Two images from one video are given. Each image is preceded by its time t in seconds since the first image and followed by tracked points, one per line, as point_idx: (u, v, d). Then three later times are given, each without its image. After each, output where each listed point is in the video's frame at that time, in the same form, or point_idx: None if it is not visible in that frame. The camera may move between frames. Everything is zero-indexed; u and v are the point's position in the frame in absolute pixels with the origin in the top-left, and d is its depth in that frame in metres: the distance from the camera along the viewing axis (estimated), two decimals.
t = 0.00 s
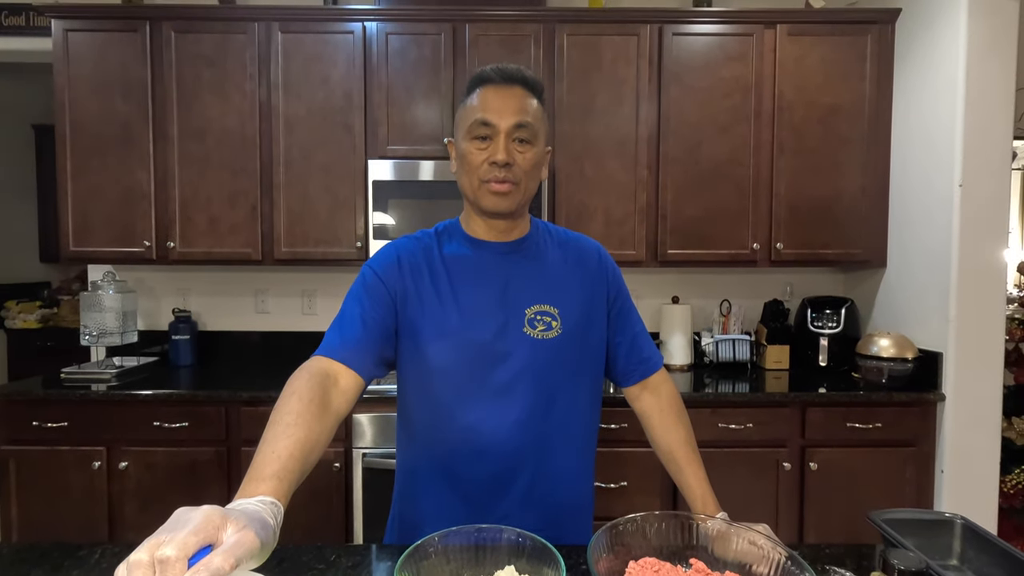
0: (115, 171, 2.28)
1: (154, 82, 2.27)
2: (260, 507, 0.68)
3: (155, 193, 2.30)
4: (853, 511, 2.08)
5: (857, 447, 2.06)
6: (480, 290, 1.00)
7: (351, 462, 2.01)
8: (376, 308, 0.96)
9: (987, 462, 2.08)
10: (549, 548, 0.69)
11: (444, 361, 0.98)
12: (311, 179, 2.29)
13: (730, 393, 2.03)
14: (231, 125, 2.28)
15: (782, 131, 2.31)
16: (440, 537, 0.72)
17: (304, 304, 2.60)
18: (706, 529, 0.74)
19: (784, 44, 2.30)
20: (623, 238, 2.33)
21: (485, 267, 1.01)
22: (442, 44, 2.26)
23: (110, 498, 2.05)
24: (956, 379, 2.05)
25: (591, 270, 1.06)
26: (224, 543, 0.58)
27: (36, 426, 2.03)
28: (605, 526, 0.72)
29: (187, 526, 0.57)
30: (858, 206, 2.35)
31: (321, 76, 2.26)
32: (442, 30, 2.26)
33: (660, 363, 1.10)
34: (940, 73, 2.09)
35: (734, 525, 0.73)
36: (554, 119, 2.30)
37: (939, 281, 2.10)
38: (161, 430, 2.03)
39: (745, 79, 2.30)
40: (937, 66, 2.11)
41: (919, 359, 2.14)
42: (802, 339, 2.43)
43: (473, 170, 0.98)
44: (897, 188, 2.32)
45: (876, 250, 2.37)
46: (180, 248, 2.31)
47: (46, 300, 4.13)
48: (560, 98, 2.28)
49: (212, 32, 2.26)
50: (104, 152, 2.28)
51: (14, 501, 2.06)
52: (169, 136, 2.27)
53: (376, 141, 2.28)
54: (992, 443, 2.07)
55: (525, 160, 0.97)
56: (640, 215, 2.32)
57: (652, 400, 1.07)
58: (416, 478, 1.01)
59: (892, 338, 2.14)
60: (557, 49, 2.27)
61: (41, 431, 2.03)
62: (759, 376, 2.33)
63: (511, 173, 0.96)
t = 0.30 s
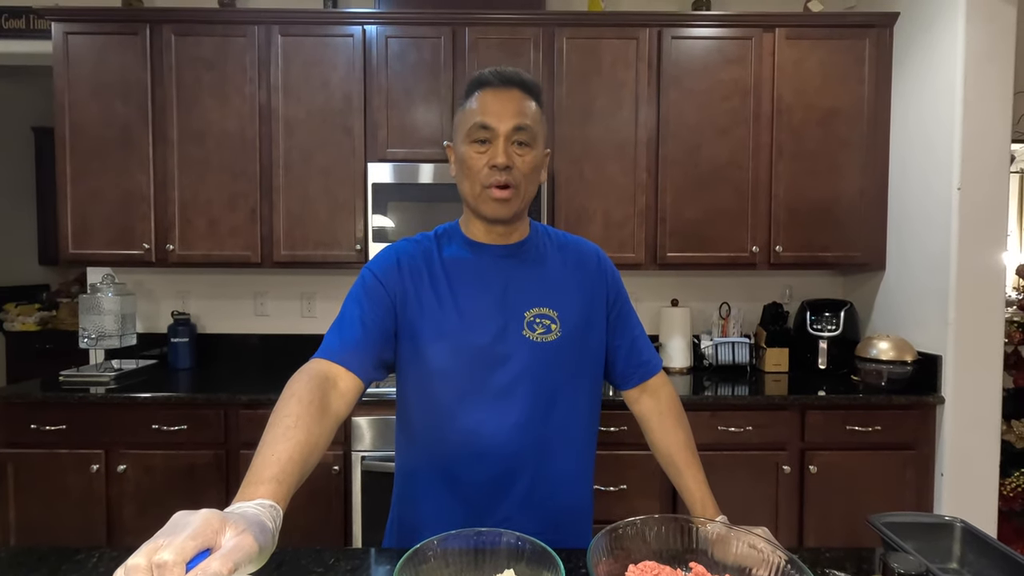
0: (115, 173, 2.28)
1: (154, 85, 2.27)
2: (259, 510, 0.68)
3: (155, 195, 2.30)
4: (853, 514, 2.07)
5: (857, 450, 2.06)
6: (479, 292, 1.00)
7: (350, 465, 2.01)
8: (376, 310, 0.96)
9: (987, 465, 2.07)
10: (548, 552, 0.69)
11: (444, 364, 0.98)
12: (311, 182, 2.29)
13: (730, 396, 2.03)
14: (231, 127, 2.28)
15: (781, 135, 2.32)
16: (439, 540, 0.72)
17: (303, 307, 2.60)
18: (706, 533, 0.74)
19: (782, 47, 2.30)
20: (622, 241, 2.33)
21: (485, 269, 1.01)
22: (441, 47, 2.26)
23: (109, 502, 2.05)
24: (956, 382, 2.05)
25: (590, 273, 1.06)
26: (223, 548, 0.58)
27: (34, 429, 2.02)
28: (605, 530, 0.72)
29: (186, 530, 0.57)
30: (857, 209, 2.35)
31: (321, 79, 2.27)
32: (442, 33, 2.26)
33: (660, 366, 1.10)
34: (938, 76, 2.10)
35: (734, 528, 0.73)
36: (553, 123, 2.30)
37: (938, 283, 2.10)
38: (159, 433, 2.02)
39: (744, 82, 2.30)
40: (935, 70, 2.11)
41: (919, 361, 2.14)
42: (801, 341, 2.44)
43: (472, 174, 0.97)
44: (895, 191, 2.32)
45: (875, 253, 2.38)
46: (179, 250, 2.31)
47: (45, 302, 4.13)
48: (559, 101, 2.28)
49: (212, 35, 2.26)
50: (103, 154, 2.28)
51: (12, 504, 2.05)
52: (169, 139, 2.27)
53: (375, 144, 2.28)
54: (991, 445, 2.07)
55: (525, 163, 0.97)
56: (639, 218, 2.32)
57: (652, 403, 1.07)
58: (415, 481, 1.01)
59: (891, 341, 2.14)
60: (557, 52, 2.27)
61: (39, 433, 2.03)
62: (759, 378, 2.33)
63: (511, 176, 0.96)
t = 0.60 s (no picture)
0: (114, 175, 2.28)
1: (154, 87, 2.27)
2: (257, 512, 0.68)
3: (154, 197, 2.30)
4: (853, 516, 2.07)
5: (857, 452, 2.06)
6: (478, 294, 1.00)
7: (349, 467, 2.00)
8: (375, 312, 0.95)
9: (987, 467, 2.07)
10: (547, 554, 0.69)
11: (443, 365, 0.97)
12: (310, 183, 2.29)
13: (730, 398, 2.02)
14: (230, 129, 2.28)
15: (781, 136, 2.32)
16: (438, 543, 0.72)
17: (302, 308, 2.59)
18: (705, 535, 0.74)
19: (781, 49, 2.30)
20: (622, 243, 2.33)
21: (484, 271, 1.01)
22: (441, 49, 2.26)
23: (107, 504, 2.04)
24: (956, 384, 2.05)
25: (589, 273, 1.06)
26: (220, 549, 0.57)
27: (32, 431, 2.02)
28: (604, 532, 0.72)
29: (183, 532, 0.57)
30: (857, 211, 2.35)
31: (320, 80, 2.27)
32: (441, 35, 2.26)
33: (659, 367, 1.09)
34: (937, 78, 2.10)
35: (733, 530, 0.73)
36: (553, 124, 2.30)
37: (937, 285, 2.10)
38: (158, 435, 2.02)
39: (743, 84, 2.30)
40: (934, 71, 2.12)
41: (918, 363, 2.14)
42: (801, 343, 2.44)
43: (469, 177, 0.97)
44: (894, 192, 2.32)
45: (875, 254, 2.38)
46: (178, 252, 2.30)
47: (44, 304, 4.14)
48: (559, 103, 2.28)
49: (211, 36, 2.26)
50: (102, 156, 2.28)
51: (9, 507, 2.05)
52: (168, 141, 2.27)
53: (375, 146, 2.28)
54: (991, 447, 2.07)
55: (520, 164, 0.97)
56: (638, 219, 2.32)
57: (651, 405, 1.06)
58: (415, 483, 1.01)
59: (891, 343, 2.14)
60: (556, 54, 2.27)
61: (37, 435, 2.02)
62: (759, 380, 2.33)
63: (507, 178, 0.96)
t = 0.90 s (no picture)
0: (113, 176, 2.28)
1: (154, 88, 2.27)
2: (257, 513, 0.67)
3: (153, 198, 2.30)
4: (853, 518, 2.07)
5: (856, 453, 2.06)
6: (478, 295, 1.00)
7: (349, 469, 2.00)
8: (374, 313, 0.95)
9: (987, 469, 2.07)
10: (548, 556, 0.68)
11: (442, 367, 0.97)
12: (310, 184, 2.29)
13: (729, 399, 2.02)
14: (230, 130, 2.28)
15: (780, 138, 2.32)
16: (438, 544, 0.72)
17: (302, 310, 2.59)
18: (706, 536, 0.74)
19: (781, 51, 2.31)
20: (621, 244, 2.33)
21: (483, 272, 1.01)
22: (441, 50, 2.26)
23: (106, 505, 2.04)
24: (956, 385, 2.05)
25: (588, 274, 1.06)
26: (219, 551, 0.57)
27: (30, 433, 2.01)
28: (605, 533, 0.72)
29: (182, 534, 0.57)
30: (856, 212, 2.35)
31: (320, 82, 2.27)
32: (441, 36, 2.26)
33: (659, 368, 1.09)
34: (936, 80, 2.10)
35: (734, 532, 0.73)
36: (552, 126, 2.30)
37: (937, 286, 2.10)
38: (157, 436, 2.01)
39: (742, 86, 2.31)
40: (933, 73, 2.12)
41: (918, 365, 2.14)
42: (800, 344, 2.44)
43: (466, 178, 0.97)
44: (894, 194, 2.32)
45: (875, 256, 2.38)
46: (178, 253, 2.30)
47: (44, 305, 4.14)
48: (559, 105, 2.28)
49: (211, 38, 2.26)
50: (102, 157, 2.27)
51: (7, 508, 2.04)
52: (167, 142, 2.27)
53: (375, 147, 2.28)
54: (992, 449, 2.07)
55: (518, 164, 0.96)
56: (638, 221, 2.32)
57: (651, 406, 1.06)
58: (414, 484, 1.00)
59: (890, 344, 2.14)
60: (556, 55, 2.28)
61: (35, 437, 2.02)
62: (758, 381, 2.33)
63: (505, 178, 0.96)
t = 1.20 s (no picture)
0: (113, 176, 2.28)
1: (154, 89, 2.27)
2: (257, 514, 0.67)
3: (154, 199, 2.29)
4: (853, 518, 2.07)
5: (857, 454, 2.06)
6: (478, 296, 1.00)
7: (349, 470, 2.00)
8: (374, 314, 0.95)
9: (988, 469, 2.07)
10: (549, 556, 0.68)
11: (442, 368, 0.97)
12: (310, 185, 2.28)
13: (730, 400, 2.02)
14: (230, 131, 2.28)
15: (780, 139, 2.32)
16: (438, 546, 0.72)
17: (302, 311, 2.59)
18: (707, 538, 0.74)
19: (781, 52, 2.31)
20: (621, 245, 2.33)
21: (484, 272, 1.01)
22: (441, 51, 2.26)
23: (106, 507, 2.03)
24: (956, 386, 2.05)
25: (589, 275, 1.06)
26: (219, 552, 0.57)
27: (30, 434, 2.01)
28: (606, 534, 0.71)
29: (183, 536, 0.57)
30: (856, 213, 2.35)
31: (320, 83, 2.27)
32: (441, 37, 2.27)
33: (659, 370, 1.09)
34: (937, 80, 2.10)
35: (736, 533, 0.72)
36: (553, 126, 2.30)
37: (937, 287, 2.10)
38: (157, 437, 2.01)
39: (742, 87, 2.31)
40: (933, 73, 2.12)
41: (919, 365, 2.14)
42: (801, 345, 2.44)
43: (465, 183, 0.97)
44: (895, 194, 2.32)
45: (875, 257, 2.37)
46: (178, 254, 2.30)
47: (45, 306, 4.15)
48: (559, 105, 2.29)
49: (211, 38, 2.26)
50: (102, 157, 2.27)
51: (7, 509, 2.04)
52: (168, 143, 2.27)
53: (375, 148, 2.28)
54: (992, 450, 2.07)
55: (516, 170, 0.96)
56: (638, 221, 2.32)
57: (651, 407, 1.06)
58: (415, 485, 1.00)
59: (891, 345, 2.14)
60: (556, 56, 2.28)
61: (35, 438, 2.02)
62: (758, 382, 2.33)
63: (503, 184, 0.96)
